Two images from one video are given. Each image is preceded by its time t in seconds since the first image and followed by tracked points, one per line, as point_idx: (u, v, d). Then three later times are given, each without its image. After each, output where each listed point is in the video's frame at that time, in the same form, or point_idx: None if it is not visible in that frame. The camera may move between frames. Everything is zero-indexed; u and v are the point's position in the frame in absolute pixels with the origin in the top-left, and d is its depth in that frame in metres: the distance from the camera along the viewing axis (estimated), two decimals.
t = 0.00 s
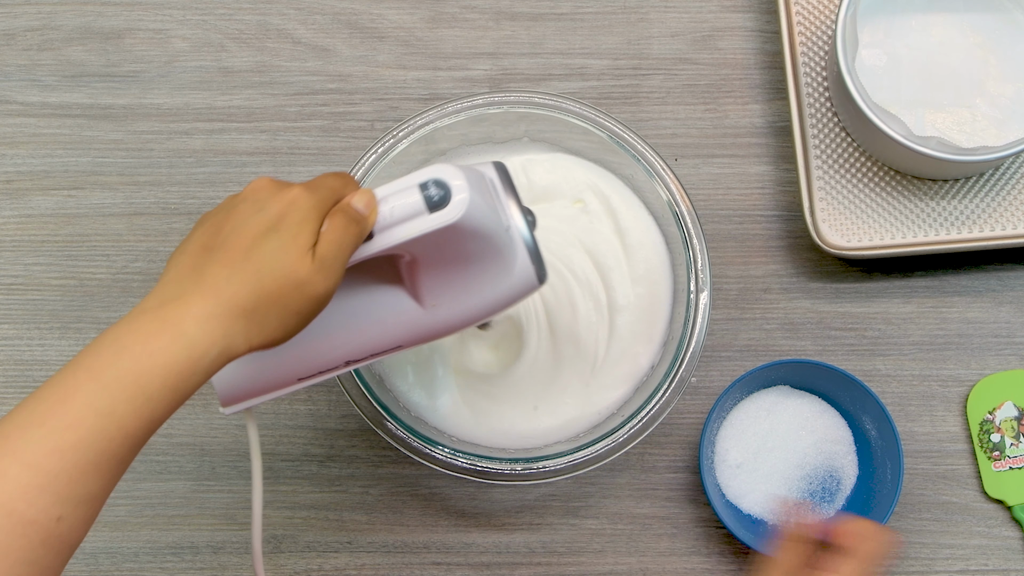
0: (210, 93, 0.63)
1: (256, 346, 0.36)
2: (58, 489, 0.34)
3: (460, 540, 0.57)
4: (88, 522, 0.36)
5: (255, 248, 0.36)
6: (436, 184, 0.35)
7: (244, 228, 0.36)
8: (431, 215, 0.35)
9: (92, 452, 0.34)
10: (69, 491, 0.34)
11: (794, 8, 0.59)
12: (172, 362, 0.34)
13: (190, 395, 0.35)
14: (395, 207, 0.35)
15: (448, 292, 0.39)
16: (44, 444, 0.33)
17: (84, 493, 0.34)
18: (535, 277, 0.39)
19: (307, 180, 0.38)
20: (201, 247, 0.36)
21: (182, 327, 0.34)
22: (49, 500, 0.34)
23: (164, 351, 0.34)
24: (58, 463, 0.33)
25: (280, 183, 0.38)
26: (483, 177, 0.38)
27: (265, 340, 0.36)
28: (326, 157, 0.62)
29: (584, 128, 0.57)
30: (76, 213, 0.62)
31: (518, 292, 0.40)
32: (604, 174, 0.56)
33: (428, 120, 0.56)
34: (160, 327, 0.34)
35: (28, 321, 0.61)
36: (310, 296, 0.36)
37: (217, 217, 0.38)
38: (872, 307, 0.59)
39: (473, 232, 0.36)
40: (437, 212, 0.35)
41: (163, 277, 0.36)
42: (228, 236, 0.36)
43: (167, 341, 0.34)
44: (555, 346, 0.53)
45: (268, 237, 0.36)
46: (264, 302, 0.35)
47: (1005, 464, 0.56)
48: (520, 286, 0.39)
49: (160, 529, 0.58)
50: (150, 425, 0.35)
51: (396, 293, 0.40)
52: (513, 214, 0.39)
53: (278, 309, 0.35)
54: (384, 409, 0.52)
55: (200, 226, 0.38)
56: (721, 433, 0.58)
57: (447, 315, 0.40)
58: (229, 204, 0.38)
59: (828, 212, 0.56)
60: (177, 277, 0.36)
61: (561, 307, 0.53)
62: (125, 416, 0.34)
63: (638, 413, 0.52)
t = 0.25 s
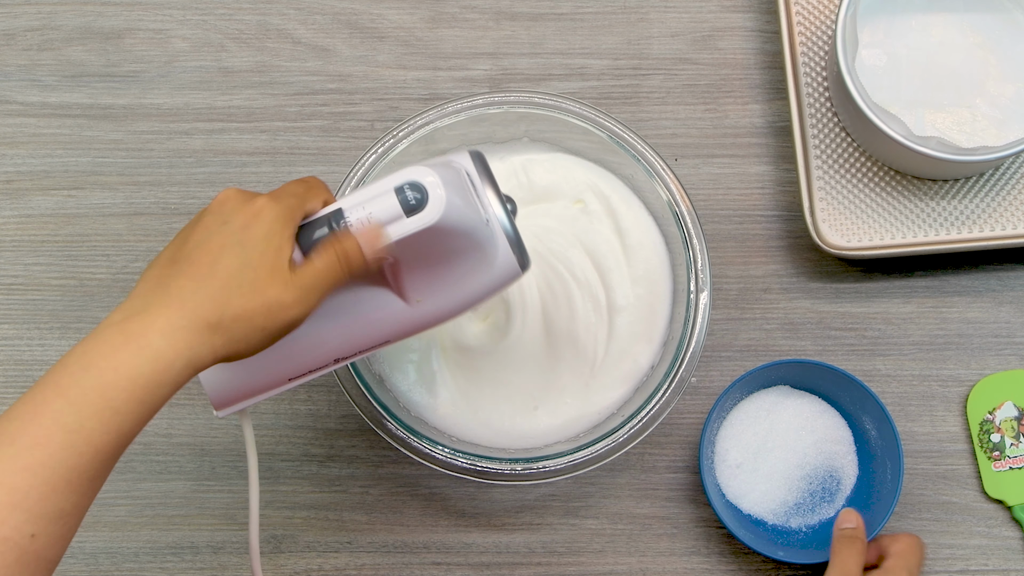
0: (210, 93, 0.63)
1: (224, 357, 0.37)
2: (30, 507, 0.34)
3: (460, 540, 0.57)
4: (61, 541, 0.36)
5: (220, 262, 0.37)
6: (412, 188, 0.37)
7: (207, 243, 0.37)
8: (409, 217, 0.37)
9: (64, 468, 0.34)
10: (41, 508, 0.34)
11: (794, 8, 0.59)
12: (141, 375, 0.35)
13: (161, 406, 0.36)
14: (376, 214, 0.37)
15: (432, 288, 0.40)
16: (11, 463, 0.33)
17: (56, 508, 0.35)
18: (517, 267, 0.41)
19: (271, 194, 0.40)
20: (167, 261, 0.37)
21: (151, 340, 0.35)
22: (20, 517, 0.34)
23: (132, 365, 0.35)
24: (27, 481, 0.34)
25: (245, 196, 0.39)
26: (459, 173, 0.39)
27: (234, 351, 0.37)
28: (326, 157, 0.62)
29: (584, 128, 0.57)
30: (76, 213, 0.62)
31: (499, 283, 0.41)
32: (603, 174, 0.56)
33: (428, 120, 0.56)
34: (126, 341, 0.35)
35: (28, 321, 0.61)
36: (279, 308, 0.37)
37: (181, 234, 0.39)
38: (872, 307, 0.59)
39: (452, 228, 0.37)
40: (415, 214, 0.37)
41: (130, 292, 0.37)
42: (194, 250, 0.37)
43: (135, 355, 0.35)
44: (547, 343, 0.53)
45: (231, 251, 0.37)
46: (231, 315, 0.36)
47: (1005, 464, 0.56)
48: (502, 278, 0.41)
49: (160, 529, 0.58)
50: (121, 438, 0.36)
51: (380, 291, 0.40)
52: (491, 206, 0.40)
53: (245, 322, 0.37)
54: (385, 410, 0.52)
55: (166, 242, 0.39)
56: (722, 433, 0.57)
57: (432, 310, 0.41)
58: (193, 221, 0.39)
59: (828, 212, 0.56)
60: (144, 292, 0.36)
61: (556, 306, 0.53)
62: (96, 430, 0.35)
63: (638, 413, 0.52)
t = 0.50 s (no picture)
0: (210, 93, 0.63)
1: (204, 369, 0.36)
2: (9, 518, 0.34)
3: (460, 540, 0.57)
4: (46, 553, 0.36)
5: (203, 270, 0.35)
6: (410, 204, 0.36)
7: (192, 250, 0.36)
8: (407, 235, 0.36)
9: (41, 479, 0.35)
10: (20, 520, 0.34)
11: (794, 8, 0.59)
12: (116, 385, 0.34)
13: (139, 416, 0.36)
14: (371, 230, 0.36)
15: (432, 299, 0.41)
16: None
17: (38, 520, 0.35)
18: (518, 276, 0.42)
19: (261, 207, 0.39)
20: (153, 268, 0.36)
21: (126, 351, 0.34)
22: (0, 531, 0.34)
23: (107, 376, 0.34)
24: (7, 492, 0.34)
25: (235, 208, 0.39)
26: (458, 184, 0.39)
27: (217, 363, 0.36)
28: (326, 157, 0.62)
29: (584, 128, 0.57)
30: (76, 212, 0.62)
31: (498, 294, 0.42)
32: (604, 174, 0.56)
33: (428, 120, 0.56)
34: (103, 350, 0.34)
35: (28, 321, 0.61)
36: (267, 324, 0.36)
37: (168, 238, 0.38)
38: (872, 307, 0.59)
39: (451, 244, 0.37)
40: (414, 230, 0.36)
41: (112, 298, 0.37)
42: (179, 257, 0.36)
43: (110, 366, 0.34)
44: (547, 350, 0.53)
45: (214, 260, 0.35)
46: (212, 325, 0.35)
47: (1005, 464, 0.56)
48: (501, 287, 0.41)
49: (160, 529, 0.58)
50: (98, 450, 0.35)
51: (380, 302, 0.41)
52: (491, 216, 0.40)
53: (227, 334, 0.35)
54: (385, 409, 0.52)
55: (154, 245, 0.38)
56: (734, 443, 0.57)
57: (433, 320, 0.42)
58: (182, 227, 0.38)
59: (828, 212, 0.56)
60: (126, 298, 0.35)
61: (556, 310, 0.53)
62: (73, 441, 0.34)
63: (638, 413, 0.52)
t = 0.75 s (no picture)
0: (210, 93, 0.63)
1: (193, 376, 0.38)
2: None
3: (460, 540, 0.57)
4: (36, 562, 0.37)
5: (191, 283, 0.37)
6: (401, 205, 0.36)
7: (180, 262, 0.37)
8: (400, 236, 0.36)
9: (29, 487, 0.36)
10: (10, 528, 0.36)
11: (794, 8, 0.59)
12: (105, 394, 0.36)
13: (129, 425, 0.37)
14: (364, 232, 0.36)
15: (429, 299, 0.41)
16: None
17: (28, 528, 0.36)
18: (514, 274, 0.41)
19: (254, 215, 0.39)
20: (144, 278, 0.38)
21: (117, 361, 0.36)
22: None
23: (97, 387, 0.36)
24: None
25: (226, 216, 0.39)
26: (451, 184, 0.39)
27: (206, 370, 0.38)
28: (326, 157, 0.62)
29: (584, 128, 0.57)
30: (76, 212, 0.62)
31: (494, 293, 0.41)
32: (604, 174, 0.56)
33: (428, 120, 0.56)
34: (94, 362, 0.36)
35: (28, 321, 0.61)
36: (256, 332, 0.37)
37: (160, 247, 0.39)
38: (872, 307, 0.59)
39: (444, 242, 0.37)
40: (407, 232, 0.36)
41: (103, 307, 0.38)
42: (168, 269, 0.37)
43: (100, 377, 0.36)
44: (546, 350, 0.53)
45: (202, 272, 0.37)
46: (199, 336, 0.37)
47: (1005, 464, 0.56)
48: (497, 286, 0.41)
49: (160, 529, 0.58)
50: (87, 458, 0.37)
51: (376, 303, 0.41)
52: (485, 216, 0.40)
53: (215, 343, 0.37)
54: (385, 410, 0.52)
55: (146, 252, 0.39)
56: (812, 436, 0.55)
57: (430, 320, 0.42)
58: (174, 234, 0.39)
59: (828, 212, 0.56)
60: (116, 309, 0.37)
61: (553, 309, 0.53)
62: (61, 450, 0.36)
63: (638, 413, 0.52)
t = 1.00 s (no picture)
0: (210, 93, 0.63)
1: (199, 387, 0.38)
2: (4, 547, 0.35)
3: (460, 540, 0.57)
4: None
5: (194, 301, 0.37)
6: (390, 204, 0.37)
7: (184, 281, 0.38)
8: (388, 235, 0.37)
9: (38, 505, 0.36)
10: (16, 548, 0.35)
11: (794, 8, 0.59)
12: (112, 409, 0.36)
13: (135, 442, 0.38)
14: (353, 230, 0.37)
15: (421, 297, 0.41)
16: None
17: (36, 547, 0.36)
18: (507, 272, 0.41)
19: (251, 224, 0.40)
20: (147, 294, 0.38)
21: (122, 377, 0.36)
22: None
23: (105, 405, 0.36)
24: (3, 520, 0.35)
25: (225, 230, 0.40)
26: (443, 183, 0.39)
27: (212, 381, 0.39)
28: (326, 157, 0.62)
29: (584, 128, 0.57)
30: (76, 212, 0.62)
31: (488, 290, 0.42)
32: (604, 174, 0.56)
33: (428, 120, 0.56)
34: (100, 378, 0.36)
35: (28, 321, 0.61)
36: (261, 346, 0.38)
37: (162, 266, 0.40)
38: (872, 307, 0.59)
39: (433, 242, 0.38)
40: (395, 231, 0.37)
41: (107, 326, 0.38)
42: (171, 286, 0.38)
43: (107, 396, 0.36)
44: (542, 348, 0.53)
45: (205, 290, 0.37)
46: (204, 352, 0.37)
47: (1005, 464, 0.56)
48: (490, 286, 0.41)
49: (160, 529, 0.58)
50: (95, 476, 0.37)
51: (370, 299, 0.42)
52: (478, 213, 0.40)
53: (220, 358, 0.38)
54: (385, 409, 0.52)
55: (149, 270, 0.40)
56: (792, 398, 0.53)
57: (422, 317, 0.42)
58: (175, 253, 0.40)
59: (828, 212, 0.56)
60: (120, 326, 0.38)
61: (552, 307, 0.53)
62: (68, 468, 0.36)
63: (638, 413, 0.52)
